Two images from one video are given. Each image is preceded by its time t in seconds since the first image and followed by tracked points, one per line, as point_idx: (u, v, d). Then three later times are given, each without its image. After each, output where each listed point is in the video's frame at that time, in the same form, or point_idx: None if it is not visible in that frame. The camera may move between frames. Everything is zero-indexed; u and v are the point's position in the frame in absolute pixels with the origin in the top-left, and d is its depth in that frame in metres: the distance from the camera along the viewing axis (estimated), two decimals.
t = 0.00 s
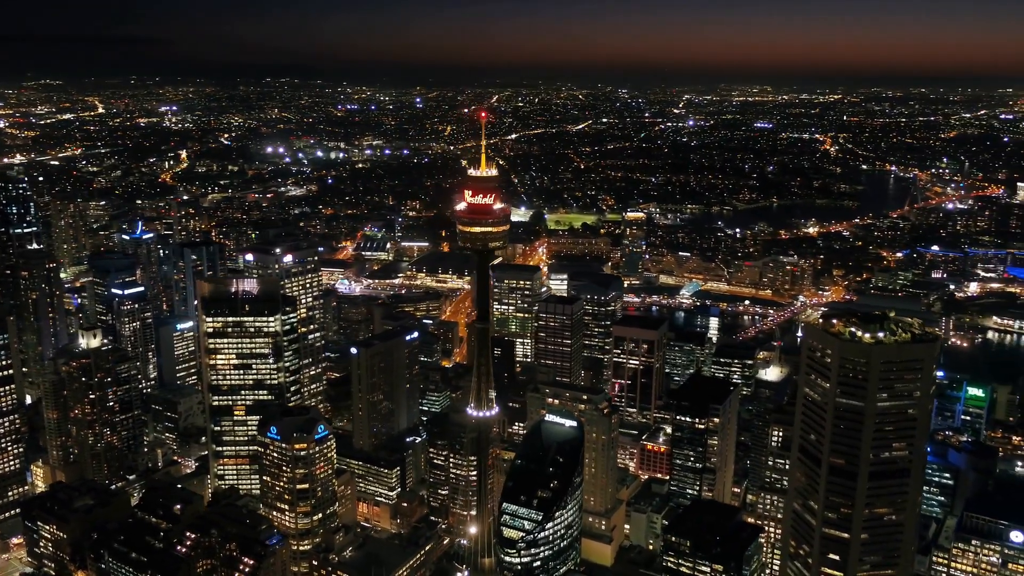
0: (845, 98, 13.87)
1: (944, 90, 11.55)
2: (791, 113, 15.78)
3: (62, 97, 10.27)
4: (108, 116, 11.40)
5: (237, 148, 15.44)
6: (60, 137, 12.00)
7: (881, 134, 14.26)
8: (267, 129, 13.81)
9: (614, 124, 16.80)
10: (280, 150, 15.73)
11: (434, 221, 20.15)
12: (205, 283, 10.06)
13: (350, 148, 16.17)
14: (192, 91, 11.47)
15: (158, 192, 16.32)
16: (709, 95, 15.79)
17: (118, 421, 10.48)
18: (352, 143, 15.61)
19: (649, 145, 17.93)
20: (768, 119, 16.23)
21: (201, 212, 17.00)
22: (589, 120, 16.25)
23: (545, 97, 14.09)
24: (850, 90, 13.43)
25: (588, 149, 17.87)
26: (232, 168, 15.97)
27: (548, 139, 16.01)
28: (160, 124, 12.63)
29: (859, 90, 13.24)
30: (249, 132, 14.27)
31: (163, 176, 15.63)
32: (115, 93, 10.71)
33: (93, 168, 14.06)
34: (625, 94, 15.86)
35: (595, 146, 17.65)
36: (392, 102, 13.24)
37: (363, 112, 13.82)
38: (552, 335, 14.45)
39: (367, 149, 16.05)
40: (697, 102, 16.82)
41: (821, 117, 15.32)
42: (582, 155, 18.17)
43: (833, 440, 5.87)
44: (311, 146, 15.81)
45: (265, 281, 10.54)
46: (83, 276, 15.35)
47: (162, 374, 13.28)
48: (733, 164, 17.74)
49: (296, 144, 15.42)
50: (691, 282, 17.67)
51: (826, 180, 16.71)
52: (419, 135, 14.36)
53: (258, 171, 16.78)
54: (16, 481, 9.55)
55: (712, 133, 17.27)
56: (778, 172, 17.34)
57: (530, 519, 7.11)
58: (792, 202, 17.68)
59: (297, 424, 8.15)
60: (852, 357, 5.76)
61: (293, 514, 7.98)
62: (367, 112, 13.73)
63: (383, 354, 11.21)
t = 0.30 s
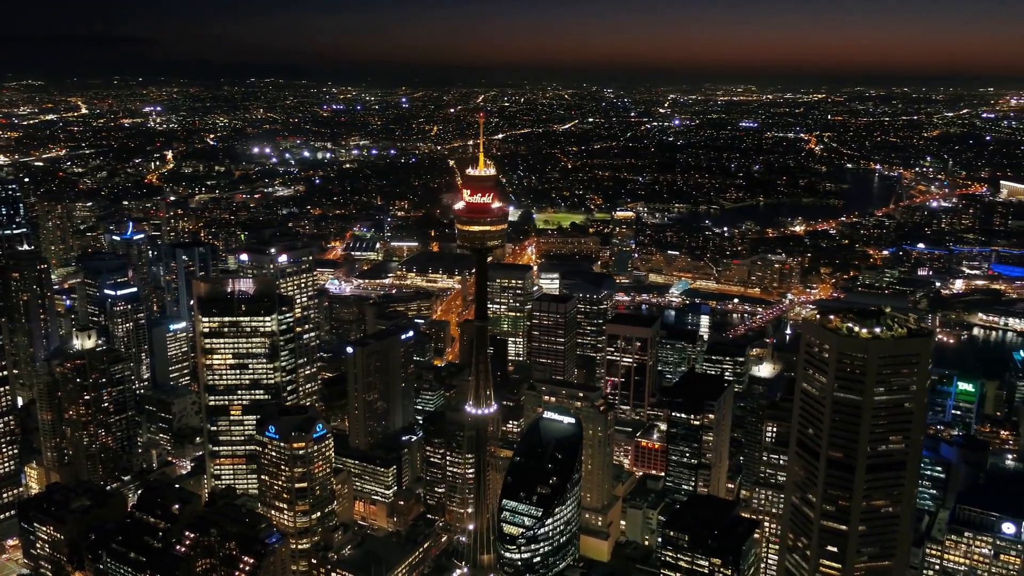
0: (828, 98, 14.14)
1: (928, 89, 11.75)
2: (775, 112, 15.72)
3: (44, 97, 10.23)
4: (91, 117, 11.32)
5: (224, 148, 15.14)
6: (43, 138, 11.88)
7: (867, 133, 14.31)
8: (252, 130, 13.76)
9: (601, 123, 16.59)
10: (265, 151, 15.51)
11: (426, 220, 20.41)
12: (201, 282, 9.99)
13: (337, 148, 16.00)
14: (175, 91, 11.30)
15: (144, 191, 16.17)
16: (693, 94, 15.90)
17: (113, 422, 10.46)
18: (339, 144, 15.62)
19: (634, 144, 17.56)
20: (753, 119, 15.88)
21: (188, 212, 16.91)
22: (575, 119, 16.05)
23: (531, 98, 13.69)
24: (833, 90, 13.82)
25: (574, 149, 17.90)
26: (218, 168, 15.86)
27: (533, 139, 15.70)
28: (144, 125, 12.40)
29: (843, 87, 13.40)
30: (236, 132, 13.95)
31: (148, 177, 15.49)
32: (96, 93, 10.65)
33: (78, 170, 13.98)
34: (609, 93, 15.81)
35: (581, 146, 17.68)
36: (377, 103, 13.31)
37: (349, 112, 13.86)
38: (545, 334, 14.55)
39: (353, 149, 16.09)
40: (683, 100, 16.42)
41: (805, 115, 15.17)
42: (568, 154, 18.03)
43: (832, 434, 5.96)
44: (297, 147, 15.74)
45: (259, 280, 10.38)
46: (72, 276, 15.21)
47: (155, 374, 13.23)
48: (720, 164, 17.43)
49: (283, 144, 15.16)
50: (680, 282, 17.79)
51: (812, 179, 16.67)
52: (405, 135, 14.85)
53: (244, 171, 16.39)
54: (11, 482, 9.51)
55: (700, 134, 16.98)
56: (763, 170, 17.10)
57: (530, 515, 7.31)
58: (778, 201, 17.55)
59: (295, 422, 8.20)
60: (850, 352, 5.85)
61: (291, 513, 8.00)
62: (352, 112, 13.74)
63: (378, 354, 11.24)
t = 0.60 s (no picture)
0: (813, 98, 13.60)
1: (910, 89, 11.34)
2: (761, 112, 15.41)
3: (27, 97, 9.96)
4: (74, 117, 11.04)
5: (210, 147, 14.74)
6: (26, 138, 11.61)
7: (852, 131, 14.47)
8: (240, 130, 13.51)
9: (588, 122, 15.96)
10: (253, 150, 15.20)
11: (416, 219, 20.72)
12: (197, 282, 10.01)
13: (325, 148, 15.79)
14: (160, 92, 10.96)
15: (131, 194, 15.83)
16: (678, 94, 14.95)
17: (109, 422, 10.43)
18: (327, 144, 15.48)
19: (622, 143, 17.51)
20: (740, 118, 15.62)
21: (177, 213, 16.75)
22: (563, 118, 15.36)
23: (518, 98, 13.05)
24: (818, 90, 13.20)
25: (563, 149, 17.69)
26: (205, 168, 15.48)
27: (522, 139, 15.15)
28: (130, 125, 12.13)
29: (828, 87, 12.67)
30: (222, 132, 13.76)
31: (136, 177, 15.12)
32: (80, 93, 10.33)
33: (64, 170, 13.77)
34: (597, 93, 14.57)
35: (569, 146, 17.44)
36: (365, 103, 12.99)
37: (335, 112, 13.74)
38: (539, 332, 14.62)
39: (342, 149, 15.86)
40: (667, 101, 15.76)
41: (791, 114, 14.96)
42: (557, 154, 17.81)
43: (829, 428, 6.04)
44: (285, 147, 15.51)
45: (253, 280, 10.25)
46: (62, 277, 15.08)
47: (148, 374, 13.19)
48: (708, 163, 17.86)
49: (269, 144, 14.99)
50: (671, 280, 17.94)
51: (799, 177, 17.29)
52: (393, 135, 15.17)
53: (232, 171, 16.03)
54: (7, 483, 9.47)
55: (685, 131, 16.73)
56: (750, 169, 17.60)
57: (529, 511, 7.41)
58: (767, 199, 17.98)
59: (293, 421, 8.27)
60: (847, 347, 5.93)
61: (290, 511, 8.04)
62: (339, 111, 13.56)
63: (374, 353, 11.27)
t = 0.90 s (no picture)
0: (796, 97, 13.90)
1: (894, 88, 11.49)
2: (745, 111, 15.71)
3: (8, 98, 9.85)
4: (57, 118, 10.92)
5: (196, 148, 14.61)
6: (9, 140, 11.48)
7: (835, 131, 14.39)
8: (224, 130, 13.41)
9: (574, 122, 15.82)
10: (239, 151, 15.22)
11: (404, 219, 20.76)
12: (193, 282, 10.07)
13: (311, 148, 15.89)
14: (143, 91, 10.91)
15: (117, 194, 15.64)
16: (663, 94, 15.35)
17: (102, 423, 10.40)
18: (313, 144, 15.43)
19: (608, 142, 17.13)
20: (725, 117, 15.97)
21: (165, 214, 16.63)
22: (549, 118, 15.13)
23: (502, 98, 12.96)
24: (802, 89, 13.53)
25: (550, 149, 16.97)
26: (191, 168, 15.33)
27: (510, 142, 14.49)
28: (113, 125, 12.01)
29: (812, 86, 12.97)
30: (207, 132, 13.60)
31: (120, 178, 15.05)
32: (61, 93, 10.21)
33: (48, 172, 13.64)
34: (581, 92, 14.79)
35: (556, 145, 16.77)
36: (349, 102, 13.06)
37: (320, 112, 13.70)
38: (532, 331, 14.68)
39: (328, 149, 15.79)
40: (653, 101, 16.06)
41: (775, 114, 15.28)
42: (544, 153, 17.01)
43: (825, 422, 6.14)
44: (270, 147, 15.43)
45: (250, 279, 10.51)
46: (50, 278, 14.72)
47: (140, 375, 13.14)
48: (694, 163, 18.15)
49: (255, 145, 15.00)
50: (659, 278, 17.94)
51: (785, 176, 17.36)
52: (379, 135, 15.24)
53: (218, 171, 16.02)
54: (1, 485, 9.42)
55: (671, 129, 16.83)
56: (735, 169, 17.79)
57: (527, 507, 7.49)
58: (753, 199, 18.21)
59: (289, 421, 8.30)
60: (843, 342, 6.02)
61: (288, 510, 8.07)
62: (324, 111, 13.49)
63: (369, 352, 11.29)
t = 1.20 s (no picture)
0: (779, 97, 14.05)
1: (877, 87, 11.58)
2: (730, 110, 16.34)
3: None
4: (40, 119, 10.84)
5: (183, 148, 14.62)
6: None
7: (820, 130, 14.98)
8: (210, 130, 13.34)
9: (560, 121, 15.78)
10: (225, 151, 15.19)
11: (392, 218, 20.84)
12: (189, 281, 10.12)
13: (297, 148, 15.88)
14: (127, 92, 10.87)
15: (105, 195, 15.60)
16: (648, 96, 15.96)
17: (95, 424, 10.37)
18: (300, 145, 15.39)
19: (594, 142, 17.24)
20: (710, 116, 16.75)
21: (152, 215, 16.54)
22: (536, 117, 14.82)
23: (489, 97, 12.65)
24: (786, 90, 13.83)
25: (537, 148, 16.94)
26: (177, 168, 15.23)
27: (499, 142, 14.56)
28: (97, 125, 11.93)
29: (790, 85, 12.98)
30: (192, 132, 13.64)
31: (107, 179, 14.95)
32: (44, 94, 10.13)
33: (34, 172, 13.54)
34: (567, 92, 14.52)
35: (543, 145, 16.72)
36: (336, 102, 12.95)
37: (307, 112, 13.67)
38: (525, 329, 14.72)
39: (315, 149, 15.70)
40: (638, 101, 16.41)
41: (759, 113, 15.74)
42: (531, 153, 16.98)
43: (822, 417, 6.22)
44: (258, 147, 15.43)
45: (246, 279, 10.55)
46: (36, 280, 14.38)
47: (132, 376, 13.09)
48: (681, 163, 18.73)
49: (242, 145, 14.99)
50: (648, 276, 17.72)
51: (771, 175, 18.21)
52: (365, 134, 15.21)
53: (204, 171, 16.17)
54: None
55: (655, 129, 17.27)
56: (722, 168, 18.58)
57: (526, 504, 7.57)
58: (740, 198, 18.77)
59: (286, 420, 8.31)
60: (839, 338, 6.10)
61: (286, 509, 8.08)
62: (309, 111, 13.43)
63: (363, 351, 11.31)
